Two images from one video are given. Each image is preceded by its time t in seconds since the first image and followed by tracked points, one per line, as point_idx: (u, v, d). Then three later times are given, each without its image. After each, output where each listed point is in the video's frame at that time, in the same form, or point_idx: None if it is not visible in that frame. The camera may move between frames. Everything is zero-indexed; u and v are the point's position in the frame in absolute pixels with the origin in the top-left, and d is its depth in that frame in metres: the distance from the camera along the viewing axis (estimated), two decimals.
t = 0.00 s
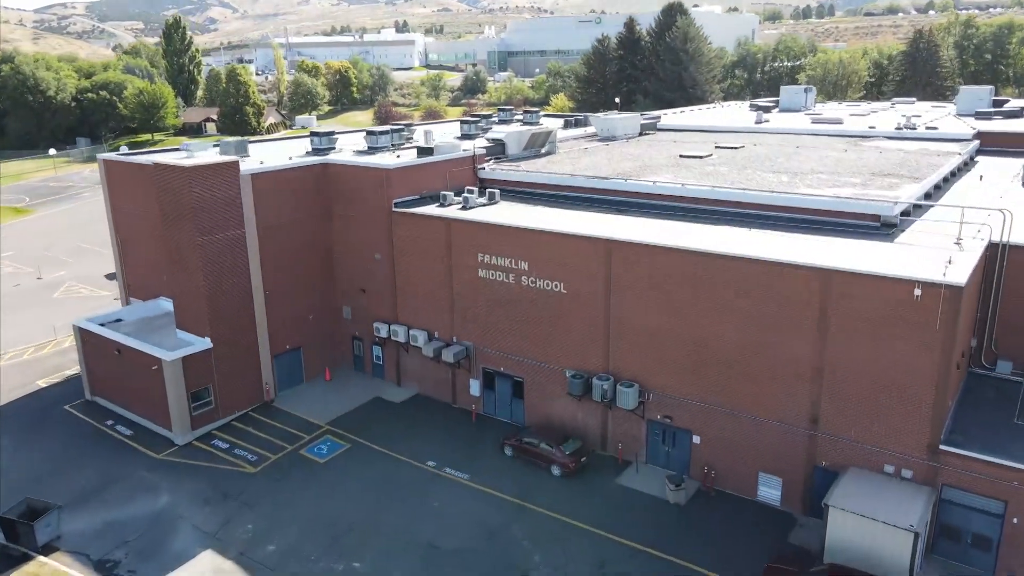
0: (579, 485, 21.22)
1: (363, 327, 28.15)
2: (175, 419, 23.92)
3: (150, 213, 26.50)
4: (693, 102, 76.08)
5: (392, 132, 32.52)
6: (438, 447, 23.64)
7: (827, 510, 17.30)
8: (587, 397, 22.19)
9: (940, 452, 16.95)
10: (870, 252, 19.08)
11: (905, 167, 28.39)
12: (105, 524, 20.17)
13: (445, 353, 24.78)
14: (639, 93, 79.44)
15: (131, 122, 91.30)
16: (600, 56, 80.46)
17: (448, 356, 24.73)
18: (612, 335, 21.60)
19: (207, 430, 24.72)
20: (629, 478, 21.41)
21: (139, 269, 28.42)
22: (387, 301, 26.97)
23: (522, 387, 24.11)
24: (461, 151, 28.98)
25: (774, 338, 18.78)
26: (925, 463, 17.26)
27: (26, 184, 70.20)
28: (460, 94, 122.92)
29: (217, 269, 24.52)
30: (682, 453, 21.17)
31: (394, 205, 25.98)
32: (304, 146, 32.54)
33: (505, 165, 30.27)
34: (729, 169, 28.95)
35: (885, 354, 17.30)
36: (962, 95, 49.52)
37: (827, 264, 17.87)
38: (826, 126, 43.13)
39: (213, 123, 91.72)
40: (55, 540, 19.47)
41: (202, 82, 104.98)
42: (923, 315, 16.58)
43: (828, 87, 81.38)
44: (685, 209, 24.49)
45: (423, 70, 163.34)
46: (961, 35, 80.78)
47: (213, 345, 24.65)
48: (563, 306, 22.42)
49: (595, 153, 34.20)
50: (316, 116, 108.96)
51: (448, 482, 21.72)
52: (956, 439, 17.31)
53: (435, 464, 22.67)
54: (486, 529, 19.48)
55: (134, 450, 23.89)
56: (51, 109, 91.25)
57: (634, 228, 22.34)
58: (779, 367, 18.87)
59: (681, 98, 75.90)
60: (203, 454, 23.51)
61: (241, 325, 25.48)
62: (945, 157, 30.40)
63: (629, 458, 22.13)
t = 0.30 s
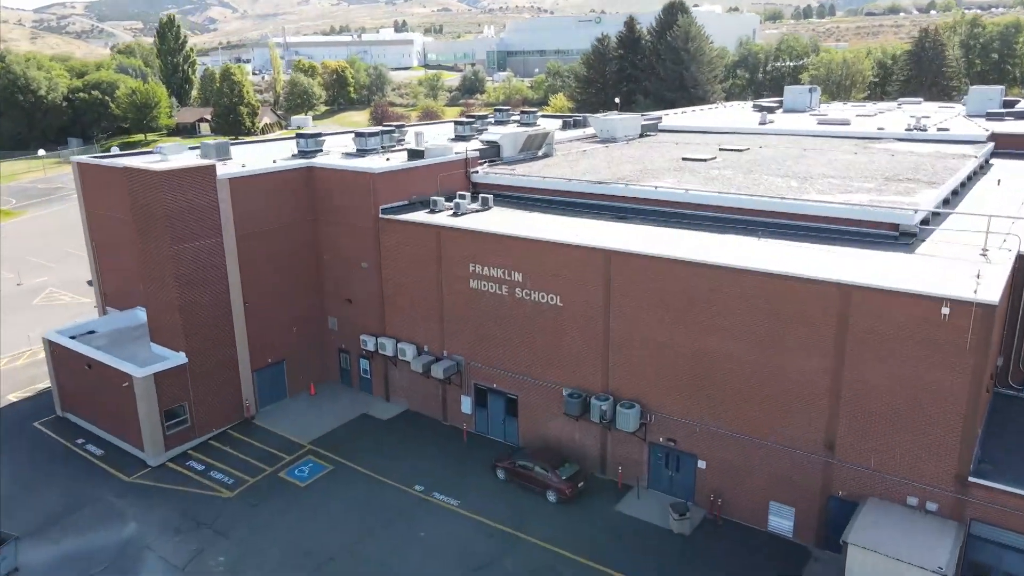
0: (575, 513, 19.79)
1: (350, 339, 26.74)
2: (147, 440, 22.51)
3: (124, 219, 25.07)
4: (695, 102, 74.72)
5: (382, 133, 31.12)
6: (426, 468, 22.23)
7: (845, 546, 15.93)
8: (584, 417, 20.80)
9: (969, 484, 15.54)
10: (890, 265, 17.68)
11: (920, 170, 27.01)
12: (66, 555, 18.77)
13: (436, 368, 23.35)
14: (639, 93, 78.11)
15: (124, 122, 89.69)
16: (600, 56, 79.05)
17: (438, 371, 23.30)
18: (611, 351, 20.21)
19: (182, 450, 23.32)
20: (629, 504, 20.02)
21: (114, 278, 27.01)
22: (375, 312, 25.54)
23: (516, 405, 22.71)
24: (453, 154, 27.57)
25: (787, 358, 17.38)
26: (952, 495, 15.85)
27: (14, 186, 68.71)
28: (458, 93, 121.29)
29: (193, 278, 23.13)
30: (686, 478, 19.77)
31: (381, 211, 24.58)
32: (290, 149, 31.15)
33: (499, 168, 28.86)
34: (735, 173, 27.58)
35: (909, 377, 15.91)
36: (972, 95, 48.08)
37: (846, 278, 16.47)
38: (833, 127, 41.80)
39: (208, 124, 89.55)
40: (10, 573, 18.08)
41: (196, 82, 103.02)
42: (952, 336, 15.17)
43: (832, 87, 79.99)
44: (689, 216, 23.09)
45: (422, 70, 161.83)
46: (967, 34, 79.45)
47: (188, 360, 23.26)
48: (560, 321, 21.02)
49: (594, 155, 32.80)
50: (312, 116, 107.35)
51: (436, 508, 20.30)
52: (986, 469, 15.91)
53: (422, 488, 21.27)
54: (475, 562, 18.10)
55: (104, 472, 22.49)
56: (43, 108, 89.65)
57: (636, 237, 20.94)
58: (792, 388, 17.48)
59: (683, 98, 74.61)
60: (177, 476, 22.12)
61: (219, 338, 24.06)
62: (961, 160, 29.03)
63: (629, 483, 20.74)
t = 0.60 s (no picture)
0: (574, 536, 18.65)
1: (339, 350, 25.60)
2: (123, 458, 21.39)
3: (100, 223, 23.91)
4: (697, 102, 73.60)
5: (374, 134, 30.02)
6: (417, 488, 21.07)
7: None
8: (583, 435, 19.64)
9: (997, 513, 14.42)
10: (910, 277, 16.55)
11: (934, 173, 25.85)
12: None
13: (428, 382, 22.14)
14: (641, 93, 77.03)
15: (118, 121, 88.26)
16: (601, 55, 78.05)
17: (430, 386, 22.13)
18: (612, 365, 19.09)
19: (160, 467, 22.19)
20: (630, 528, 18.87)
21: (92, 285, 25.85)
22: (364, 322, 24.40)
23: (512, 420, 21.57)
24: (448, 156, 26.38)
25: (800, 375, 16.27)
26: (978, 526, 14.72)
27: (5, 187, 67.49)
28: (458, 93, 119.83)
29: (172, 286, 21.98)
30: (691, 500, 18.64)
31: (370, 216, 23.42)
32: (279, 150, 30.03)
33: (495, 171, 27.72)
34: (741, 176, 26.45)
35: (931, 398, 14.79)
36: (981, 95, 46.89)
37: (863, 292, 15.37)
38: (839, 128, 40.69)
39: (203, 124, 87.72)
40: None
41: (192, 82, 101.19)
42: (978, 354, 14.06)
43: (836, 87, 78.80)
44: (693, 222, 21.95)
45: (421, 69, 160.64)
46: (973, 33, 78.27)
47: (166, 373, 22.12)
48: (558, 332, 19.88)
49: (594, 157, 31.66)
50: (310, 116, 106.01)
51: (426, 532, 19.15)
52: (1016, 498, 14.74)
53: (412, 509, 20.14)
54: None
55: (77, 491, 21.36)
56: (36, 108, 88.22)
57: (638, 244, 19.80)
58: (805, 406, 16.35)
59: (685, 98, 73.47)
60: (154, 495, 20.99)
61: (200, 350, 22.93)
62: (976, 163, 27.87)
63: (630, 505, 19.60)
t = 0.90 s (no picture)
0: (574, 556, 17.80)
1: (331, 357, 24.76)
2: (105, 470, 20.57)
3: (84, 227, 23.08)
4: (700, 102, 72.75)
5: (369, 134, 29.22)
6: (411, 503, 20.23)
7: None
8: (584, 450, 18.80)
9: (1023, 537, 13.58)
10: (928, 285, 15.70)
11: (948, 175, 24.94)
12: None
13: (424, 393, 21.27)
14: (643, 93, 76.22)
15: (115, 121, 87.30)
16: (603, 55, 77.44)
17: (425, 397, 21.28)
18: (614, 375, 18.24)
19: (144, 479, 21.38)
20: (634, 547, 18.01)
21: (77, 290, 25.01)
22: (357, 328, 23.56)
23: (510, 433, 20.73)
24: (445, 157, 25.49)
25: (812, 389, 15.43)
26: (1002, 550, 13.88)
27: None
28: (458, 93, 118.77)
29: (156, 292, 21.15)
30: (696, 519, 17.79)
31: (364, 220, 22.57)
32: (271, 150, 29.22)
33: (493, 173, 26.87)
34: (747, 178, 25.59)
35: (951, 414, 13.95)
36: (991, 95, 45.93)
37: (879, 302, 14.52)
38: (846, 128, 39.81)
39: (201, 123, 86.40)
40: None
41: (190, 81, 99.74)
42: (1004, 369, 13.23)
43: (841, 87, 77.81)
44: (699, 226, 21.11)
45: (422, 69, 159.75)
46: (979, 34, 77.27)
47: (150, 382, 21.30)
48: (558, 341, 19.04)
49: (596, 158, 30.80)
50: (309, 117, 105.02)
51: (420, 550, 18.31)
52: None
53: (405, 526, 19.29)
54: None
55: (58, 505, 20.52)
56: (32, 107, 87.36)
57: (641, 250, 18.94)
58: (817, 422, 15.50)
59: (688, 98, 72.57)
60: (137, 510, 20.16)
61: (186, 357, 22.11)
62: (990, 164, 26.95)
63: (632, 522, 18.76)
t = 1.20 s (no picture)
0: (576, 570, 17.17)
1: (327, 361, 24.16)
2: (92, 479, 20.00)
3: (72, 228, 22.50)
4: (702, 102, 72.08)
5: (367, 134, 28.66)
6: (407, 513, 19.63)
7: None
8: (586, 459, 18.20)
9: None
10: (944, 291, 15.07)
11: (960, 176, 24.33)
12: None
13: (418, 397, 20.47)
14: (645, 93, 75.63)
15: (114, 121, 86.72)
16: (604, 54, 76.85)
17: (422, 403, 20.67)
18: (617, 382, 17.63)
19: (133, 488, 20.80)
20: (638, 560, 17.39)
21: (66, 293, 24.43)
22: (353, 333, 22.96)
23: (509, 441, 20.11)
24: (444, 157, 24.87)
25: (824, 399, 14.80)
26: None
27: None
28: (459, 93, 118.15)
29: (148, 294, 20.58)
30: (702, 531, 17.19)
31: (360, 221, 21.95)
32: (267, 150, 28.66)
33: (493, 173, 26.30)
34: (753, 178, 25.00)
35: (971, 426, 13.34)
36: (999, 94, 45.27)
37: (895, 309, 13.90)
38: (853, 128, 39.20)
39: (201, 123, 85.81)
40: None
41: (190, 80, 99.05)
42: None
43: (845, 86, 77.09)
44: (704, 228, 20.50)
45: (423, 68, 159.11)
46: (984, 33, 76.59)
47: (140, 388, 20.73)
48: (560, 348, 18.41)
49: (598, 158, 30.22)
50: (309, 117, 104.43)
51: (417, 563, 17.70)
52: None
53: (401, 537, 18.69)
54: None
55: (44, 514, 19.96)
56: (30, 106, 86.85)
57: (644, 253, 18.34)
58: (832, 434, 14.88)
59: (691, 97, 72.19)
60: (126, 520, 19.59)
61: (177, 363, 21.52)
62: (1002, 164, 26.32)
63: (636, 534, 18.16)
